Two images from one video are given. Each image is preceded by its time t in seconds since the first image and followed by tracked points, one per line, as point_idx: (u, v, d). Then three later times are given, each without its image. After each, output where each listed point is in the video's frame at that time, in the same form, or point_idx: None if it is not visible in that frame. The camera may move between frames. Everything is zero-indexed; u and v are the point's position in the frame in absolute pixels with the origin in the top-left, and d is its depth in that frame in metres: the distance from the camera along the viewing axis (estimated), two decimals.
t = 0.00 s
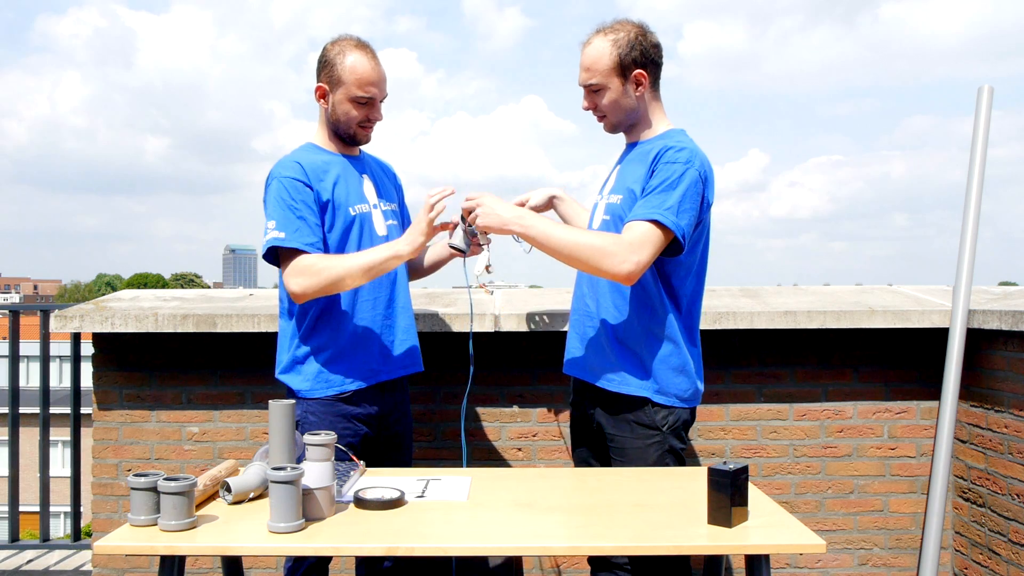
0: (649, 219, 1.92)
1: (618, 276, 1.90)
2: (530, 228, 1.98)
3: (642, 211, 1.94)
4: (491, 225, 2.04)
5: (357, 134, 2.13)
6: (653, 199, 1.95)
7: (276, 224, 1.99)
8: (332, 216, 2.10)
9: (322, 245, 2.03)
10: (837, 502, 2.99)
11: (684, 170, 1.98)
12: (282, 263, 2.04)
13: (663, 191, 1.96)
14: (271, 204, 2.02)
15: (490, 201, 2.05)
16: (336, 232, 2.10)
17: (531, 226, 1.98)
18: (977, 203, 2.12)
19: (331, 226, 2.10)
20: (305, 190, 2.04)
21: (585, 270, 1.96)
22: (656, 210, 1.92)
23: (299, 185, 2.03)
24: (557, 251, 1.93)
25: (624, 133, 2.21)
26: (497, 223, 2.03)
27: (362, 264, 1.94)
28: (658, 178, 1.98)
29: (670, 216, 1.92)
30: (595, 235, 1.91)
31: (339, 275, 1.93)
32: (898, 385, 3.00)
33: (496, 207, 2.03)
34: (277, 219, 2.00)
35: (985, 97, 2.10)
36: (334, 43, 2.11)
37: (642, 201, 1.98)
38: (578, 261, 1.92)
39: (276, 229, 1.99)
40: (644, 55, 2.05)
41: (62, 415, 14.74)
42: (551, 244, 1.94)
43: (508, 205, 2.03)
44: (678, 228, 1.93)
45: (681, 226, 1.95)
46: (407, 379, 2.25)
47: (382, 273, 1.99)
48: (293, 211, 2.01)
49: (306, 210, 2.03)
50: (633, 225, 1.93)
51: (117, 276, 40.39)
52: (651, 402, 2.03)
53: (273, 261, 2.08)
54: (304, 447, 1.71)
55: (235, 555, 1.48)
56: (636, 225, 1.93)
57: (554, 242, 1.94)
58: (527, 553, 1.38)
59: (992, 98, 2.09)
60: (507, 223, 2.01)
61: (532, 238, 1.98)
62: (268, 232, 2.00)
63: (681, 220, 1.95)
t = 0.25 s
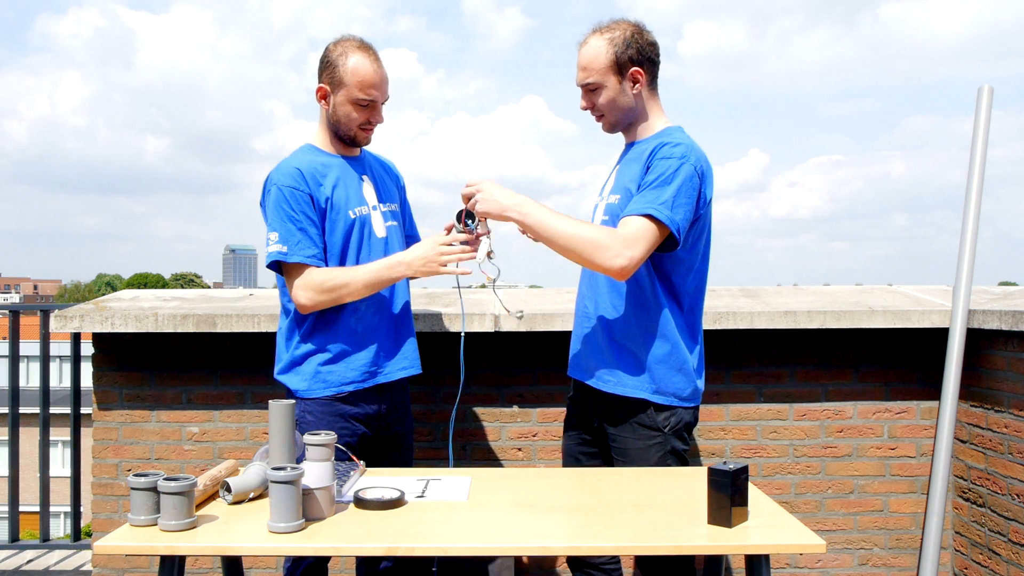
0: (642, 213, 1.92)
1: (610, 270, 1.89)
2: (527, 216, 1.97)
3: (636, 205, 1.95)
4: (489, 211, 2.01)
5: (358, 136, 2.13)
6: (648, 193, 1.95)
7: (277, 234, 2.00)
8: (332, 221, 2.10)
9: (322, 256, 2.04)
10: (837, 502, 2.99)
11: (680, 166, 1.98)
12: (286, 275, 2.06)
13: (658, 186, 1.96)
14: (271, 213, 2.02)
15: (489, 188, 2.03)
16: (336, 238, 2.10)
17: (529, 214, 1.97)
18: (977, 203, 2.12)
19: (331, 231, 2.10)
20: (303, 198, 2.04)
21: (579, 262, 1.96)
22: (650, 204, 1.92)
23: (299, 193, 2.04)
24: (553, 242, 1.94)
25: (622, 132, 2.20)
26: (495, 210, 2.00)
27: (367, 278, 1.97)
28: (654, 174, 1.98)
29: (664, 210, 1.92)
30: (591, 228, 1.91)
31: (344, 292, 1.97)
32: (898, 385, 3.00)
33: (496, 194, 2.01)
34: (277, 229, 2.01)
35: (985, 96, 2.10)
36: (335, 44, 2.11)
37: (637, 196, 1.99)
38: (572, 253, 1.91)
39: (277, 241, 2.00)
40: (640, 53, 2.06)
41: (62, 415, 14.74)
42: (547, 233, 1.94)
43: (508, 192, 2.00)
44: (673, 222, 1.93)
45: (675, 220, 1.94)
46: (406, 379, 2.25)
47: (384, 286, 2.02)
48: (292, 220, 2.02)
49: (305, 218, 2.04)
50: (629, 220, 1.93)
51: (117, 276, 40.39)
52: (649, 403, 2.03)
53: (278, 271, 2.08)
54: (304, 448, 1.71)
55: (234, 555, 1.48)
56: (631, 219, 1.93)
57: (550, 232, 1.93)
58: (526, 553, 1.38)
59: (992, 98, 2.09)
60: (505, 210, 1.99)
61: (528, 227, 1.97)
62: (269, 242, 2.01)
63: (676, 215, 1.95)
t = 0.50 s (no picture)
0: (647, 208, 1.93)
1: (613, 264, 1.90)
2: (530, 212, 1.97)
3: (640, 200, 1.95)
4: (493, 207, 2.01)
5: (359, 137, 2.13)
6: (652, 189, 1.96)
7: (280, 235, 2.00)
8: (334, 221, 2.10)
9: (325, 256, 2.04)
10: (837, 502, 2.99)
11: (684, 162, 1.99)
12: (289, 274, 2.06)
13: (662, 181, 1.97)
14: (273, 213, 2.02)
15: (492, 185, 2.03)
16: (338, 239, 2.10)
17: (531, 210, 1.97)
18: (977, 203, 2.12)
19: (333, 232, 2.10)
20: (305, 199, 2.04)
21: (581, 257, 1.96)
22: (653, 199, 1.93)
23: (302, 193, 2.03)
24: (555, 237, 1.94)
25: (619, 132, 2.20)
26: (498, 207, 2.00)
27: (369, 281, 1.98)
28: (657, 170, 1.99)
29: (668, 205, 1.93)
30: (594, 223, 1.91)
31: (346, 295, 1.97)
32: (898, 385, 3.00)
33: (498, 191, 2.01)
34: (281, 230, 2.00)
35: (985, 97, 2.10)
36: (338, 44, 2.11)
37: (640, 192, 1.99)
38: (575, 248, 1.92)
39: (280, 240, 2.00)
40: (639, 53, 2.06)
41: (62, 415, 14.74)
42: (550, 229, 1.94)
43: (511, 189, 2.01)
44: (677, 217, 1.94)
45: (680, 215, 1.95)
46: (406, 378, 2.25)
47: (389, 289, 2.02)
48: (295, 220, 2.01)
49: (308, 218, 2.04)
50: (632, 215, 1.93)
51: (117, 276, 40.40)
52: (649, 400, 2.03)
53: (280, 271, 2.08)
54: (304, 448, 1.71)
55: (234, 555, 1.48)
56: (635, 215, 1.93)
57: (553, 227, 1.93)
58: (526, 553, 1.39)
59: (992, 98, 2.09)
60: (507, 206, 1.99)
61: (531, 223, 1.97)
62: (273, 243, 2.01)
63: (680, 210, 1.95)
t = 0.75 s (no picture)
0: (654, 207, 1.93)
1: (619, 262, 1.90)
2: (535, 209, 1.97)
3: (646, 199, 1.96)
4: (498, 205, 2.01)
5: (361, 136, 2.13)
6: (658, 188, 1.97)
7: (281, 234, 2.00)
8: (335, 221, 2.10)
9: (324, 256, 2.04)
10: (837, 502, 2.99)
11: (689, 165, 2.01)
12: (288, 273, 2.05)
13: (667, 182, 1.98)
14: (274, 212, 2.02)
15: (497, 184, 2.03)
16: (339, 239, 2.10)
17: (537, 208, 1.97)
18: (977, 203, 2.12)
19: (333, 231, 2.10)
20: (306, 198, 2.03)
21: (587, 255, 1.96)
22: (659, 199, 1.94)
23: (302, 192, 2.03)
24: (561, 234, 1.93)
25: (616, 133, 2.20)
26: (503, 204, 2.00)
27: (369, 280, 1.97)
28: (662, 170, 2.00)
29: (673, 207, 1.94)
30: (599, 220, 1.91)
31: (345, 295, 1.97)
32: (898, 385, 3.00)
33: (503, 189, 2.01)
34: (281, 229, 2.00)
35: (985, 97, 2.10)
36: (341, 43, 2.11)
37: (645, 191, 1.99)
38: (580, 245, 1.92)
39: (280, 240, 2.00)
40: (641, 54, 2.07)
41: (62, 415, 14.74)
42: (555, 226, 1.94)
43: (516, 187, 2.01)
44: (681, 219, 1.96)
45: (683, 217, 1.97)
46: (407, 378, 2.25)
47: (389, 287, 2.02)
48: (296, 219, 2.01)
49: (309, 218, 2.03)
50: (637, 213, 1.94)
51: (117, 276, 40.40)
52: (644, 397, 2.02)
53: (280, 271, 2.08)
54: (304, 447, 1.71)
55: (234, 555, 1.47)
56: (640, 213, 1.94)
57: (559, 225, 1.93)
58: (526, 553, 1.39)
59: (992, 98, 2.09)
60: (513, 204, 1.99)
61: (536, 220, 1.97)
62: (273, 242, 2.01)
63: (683, 212, 1.97)
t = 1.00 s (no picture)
0: (654, 206, 1.94)
1: (622, 261, 1.90)
2: (539, 209, 1.97)
3: (646, 199, 1.96)
4: (502, 205, 2.01)
5: (363, 136, 2.13)
6: (657, 187, 1.97)
7: (281, 234, 2.00)
8: (335, 221, 2.10)
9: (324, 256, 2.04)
10: (837, 502, 2.99)
11: (686, 163, 2.02)
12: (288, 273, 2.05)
13: (666, 180, 1.98)
14: (274, 213, 2.02)
15: (500, 184, 2.03)
16: (339, 239, 2.10)
17: (541, 208, 1.97)
18: (977, 203, 2.12)
19: (333, 232, 2.10)
20: (306, 199, 2.03)
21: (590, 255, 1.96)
22: (659, 197, 1.94)
23: (302, 192, 2.03)
24: (563, 233, 1.93)
25: (609, 134, 2.20)
26: (507, 204, 2.00)
27: (369, 279, 1.97)
28: (660, 169, 2.00)
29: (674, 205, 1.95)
30: (603, 220, 1.91)
31: (346, 295, 1.97)
32: (898, 385, 3.00)
33: (507, 189, 2.02)
34: (281, 229, 2.00)
35: (985, 96, 2.10)
36: (342, 44, 2.10)
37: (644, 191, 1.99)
38: (584, 245, 1.91)
39: (280, 240, 2.00)
40: (634, 55, 2.07)
41: (62, 415, 14.74)
42: (559, 226, 1.93)
43: (520, 187, 2.02)
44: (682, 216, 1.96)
45: (684, 214, 1.98)
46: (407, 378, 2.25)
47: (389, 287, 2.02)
48: (296, 220, 2.01)
49: (309, 218, 2.03)
50: (638, 212, 1.94)
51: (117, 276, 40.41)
52: (643, 395, 2.02)
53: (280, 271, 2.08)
54: (304, 447, 1.71)
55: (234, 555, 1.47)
56: (641, 212, 1.94)
57: (563, 224, 1.93)
58: (526, 553, 1.39)
59: (992, 98, 2.09)
60: (517, 203, 2.00)
61: (539, 220, 1.97)
62: (273, 242, 2.01)
63: (683, 209, 1.98)
